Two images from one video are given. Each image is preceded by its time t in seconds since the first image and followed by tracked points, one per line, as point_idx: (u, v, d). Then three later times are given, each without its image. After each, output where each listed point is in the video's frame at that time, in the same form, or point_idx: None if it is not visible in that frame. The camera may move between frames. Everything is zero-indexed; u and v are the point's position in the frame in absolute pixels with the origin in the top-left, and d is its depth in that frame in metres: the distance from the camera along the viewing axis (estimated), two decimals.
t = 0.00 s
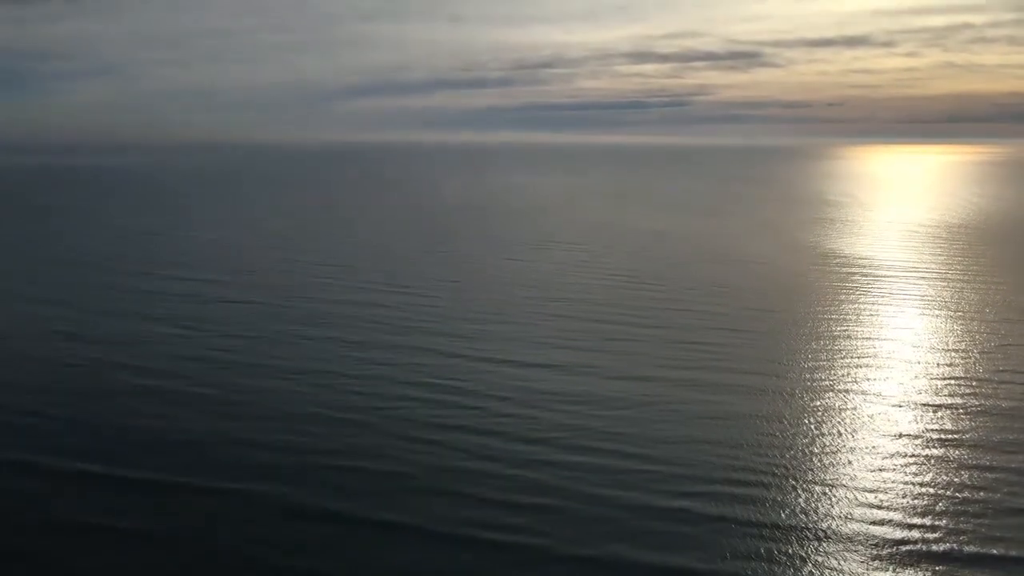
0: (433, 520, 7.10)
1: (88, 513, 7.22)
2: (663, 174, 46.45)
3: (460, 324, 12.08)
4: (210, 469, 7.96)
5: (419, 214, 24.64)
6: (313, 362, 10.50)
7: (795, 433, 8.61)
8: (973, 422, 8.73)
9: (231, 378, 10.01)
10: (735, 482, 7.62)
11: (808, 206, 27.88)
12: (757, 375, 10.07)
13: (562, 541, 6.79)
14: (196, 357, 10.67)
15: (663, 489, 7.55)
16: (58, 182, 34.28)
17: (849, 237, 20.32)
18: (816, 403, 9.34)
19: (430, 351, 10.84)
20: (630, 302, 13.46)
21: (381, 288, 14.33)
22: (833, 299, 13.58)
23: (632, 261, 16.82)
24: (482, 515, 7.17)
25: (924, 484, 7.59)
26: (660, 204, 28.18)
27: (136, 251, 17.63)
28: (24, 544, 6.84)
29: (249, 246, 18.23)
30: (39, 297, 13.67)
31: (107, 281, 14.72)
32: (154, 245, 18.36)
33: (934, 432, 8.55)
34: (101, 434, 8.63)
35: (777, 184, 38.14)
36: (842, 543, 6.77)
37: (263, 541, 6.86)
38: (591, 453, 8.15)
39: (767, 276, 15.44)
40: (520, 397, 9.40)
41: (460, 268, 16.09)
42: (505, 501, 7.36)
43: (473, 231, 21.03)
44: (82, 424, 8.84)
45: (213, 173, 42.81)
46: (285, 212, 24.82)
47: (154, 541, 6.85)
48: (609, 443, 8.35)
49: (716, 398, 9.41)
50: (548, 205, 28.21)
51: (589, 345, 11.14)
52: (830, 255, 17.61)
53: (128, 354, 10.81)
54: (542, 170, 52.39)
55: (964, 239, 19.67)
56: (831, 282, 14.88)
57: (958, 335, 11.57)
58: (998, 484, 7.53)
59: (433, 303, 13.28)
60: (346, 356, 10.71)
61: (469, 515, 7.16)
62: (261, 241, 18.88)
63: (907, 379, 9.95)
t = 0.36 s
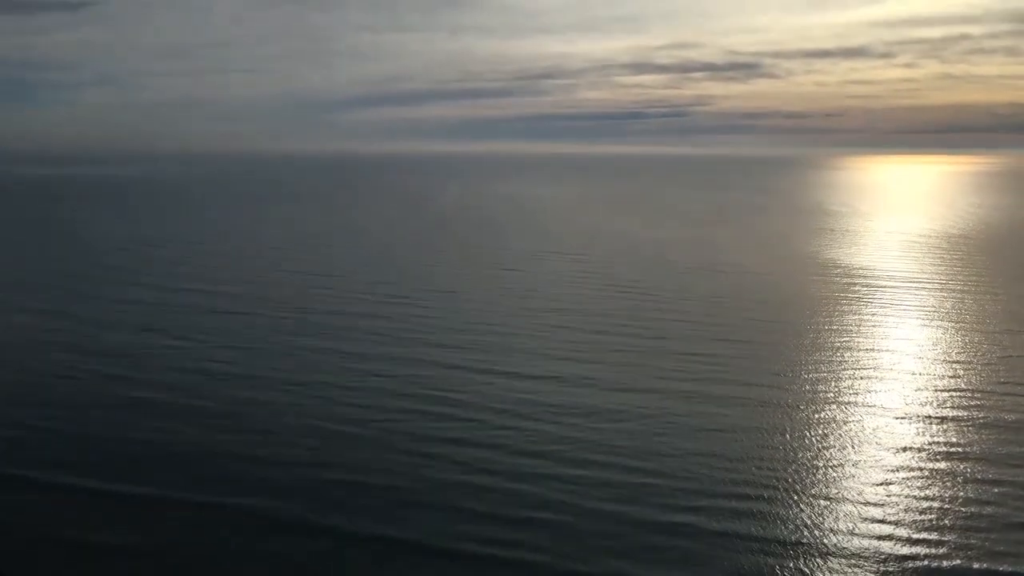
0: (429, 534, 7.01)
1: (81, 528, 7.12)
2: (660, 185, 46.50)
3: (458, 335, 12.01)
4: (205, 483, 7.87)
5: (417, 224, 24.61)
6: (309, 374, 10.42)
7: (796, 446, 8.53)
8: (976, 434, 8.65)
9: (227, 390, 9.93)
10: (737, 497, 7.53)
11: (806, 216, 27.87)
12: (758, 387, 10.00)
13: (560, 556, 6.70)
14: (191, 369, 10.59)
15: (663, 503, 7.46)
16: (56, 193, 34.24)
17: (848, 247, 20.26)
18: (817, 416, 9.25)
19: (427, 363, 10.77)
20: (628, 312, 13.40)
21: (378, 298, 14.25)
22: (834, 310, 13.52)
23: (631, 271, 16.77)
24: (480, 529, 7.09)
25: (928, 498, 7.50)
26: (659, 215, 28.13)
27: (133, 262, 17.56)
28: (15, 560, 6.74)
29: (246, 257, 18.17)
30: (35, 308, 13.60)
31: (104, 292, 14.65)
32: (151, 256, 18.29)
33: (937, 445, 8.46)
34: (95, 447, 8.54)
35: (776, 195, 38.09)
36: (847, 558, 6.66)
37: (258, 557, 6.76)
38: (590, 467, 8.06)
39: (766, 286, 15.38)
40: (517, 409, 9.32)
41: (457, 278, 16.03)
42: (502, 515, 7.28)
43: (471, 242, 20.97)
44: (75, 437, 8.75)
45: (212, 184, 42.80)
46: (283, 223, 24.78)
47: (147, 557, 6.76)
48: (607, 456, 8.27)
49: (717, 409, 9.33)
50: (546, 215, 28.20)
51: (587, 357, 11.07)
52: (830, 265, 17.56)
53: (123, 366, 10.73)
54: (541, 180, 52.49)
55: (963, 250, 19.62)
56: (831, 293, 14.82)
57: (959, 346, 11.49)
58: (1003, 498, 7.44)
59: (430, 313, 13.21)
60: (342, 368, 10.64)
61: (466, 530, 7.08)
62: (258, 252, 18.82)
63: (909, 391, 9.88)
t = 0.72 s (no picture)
0: (438, 544, 7.34)
1: (104, 538, 7.44)
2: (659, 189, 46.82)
3: (461, 343, 12.33)
4: (222, 493, 8.19)
5: (419, 230, 24.93)
6: (318, 384, 10.73)
7: (798, 456, 8.84)
8: (972, 444, 8.95)
9: (237, 401, 10.26)
10: (738, 507, 7.85)
11: (803, 222, 28.23)
12: (758, 396, 10.30)
13: (564, 565, 7.02)
14: (203, 380, 10.91)
15: (665, 514, 7.77)
16: (59, 198, 34.48)
17: (846, 254, 20.57)
18: (817, 426, 9.56)
19: (431, 371, 11.10)
20: (628, 320, 13.72)
21: (383, 306, 14.57)
22: (834, 317, 13.84)
23: (632, 279, 17.08)
24: (486, 538, 7.42)
25: (930, 508, 7.79)
26: (659, 221, 28.43)
27: (141, 269, 17.87)
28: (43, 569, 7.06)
29: (251, 264, 18.49)
30: (46, 316, 13.90)
31: (114, 300, 14.97)
32: (158, 263, 18.60)
33: (935, 456, 8.76)
34: (113, 457, 8.86)
35: (775, 200, 38.40)
36: (847, 568, 6.96)
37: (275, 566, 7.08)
38: (592, 477, 8.38)
39: (765, 294, 15.69)
40: (520, 418, 9.64)
41: (460, 285, 16.35)
42: (507, 524, 7.60)
43: (473, 248, 21.28)
44: (93, 447, 9.07)
45: (213, 189, 43.08)
46: (286, 229, 25.09)
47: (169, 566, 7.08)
48: (609, 466, 8.59)
49: (717, 418, 9.64)
50: (545, 220, 28.54)
51: (587, 365, 11.41)
52: (829, 272, 17.91)
53: (136, 376, 11.05)
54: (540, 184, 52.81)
55: (959, 256, 19.93)
56: (831, 300, 15.15)
57: (955, 355, 11.80)
58: (997, 508, 7.74)
59: (434, 321, 13.53)
60: (349, 378, 10.97)
61: (473, 539, 7.41)
62: (263, 259, 19.14)
63: (906, 401, 10.18)
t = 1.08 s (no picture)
0: (433, 550, 7.24)
1: (94, 545, 7.32)
2: (659, 194, 46.85)
3: (459, 347, 12.26)
4: (215, 499, 8.09)
5: (419, 235, 24.88)
6: (314, 390, 10.65)
7: (801, 463, 8.74)
8: (977, 451, 8.84)
9: (232, 406, 10.18)
10: (739, 514, 7.75)
11: (803, 226, 28.16)
12: (759, 401, 10.20)
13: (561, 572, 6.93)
14: (198, 384, 10.83)
15: (664, 521, 7.67)
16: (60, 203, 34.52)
17: (848, 258, 20.49)
18: (819, 431, 9.46)
19: (428, 375, 11.02)
20: (627, 324, 13.63)
21: (381, 310, 14.50)
22: (836, 322, 13.75)
23: (632, 283, 17.01)
24: (483, 544, 7.32)
25: (937, 515, 7.68)
26: (659, 226, 28.37)
27: (138, 273, 17.80)
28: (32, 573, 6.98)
29: (250, 268, 18.44)
30: (43, 320, 13.84)
31: (111, 304, 14.90)
32: (155, 267, 18.54)
33: (939, 463, 8.65)
34: (105, 462, 8.77)
35: (775, 205, 38.36)
36: None
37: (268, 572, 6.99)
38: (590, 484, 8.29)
39: (767, 297, 15.60)
40: (518, 424, 9.55)
41: (459, 289, 16.28)
42: (504, 531, 7.50)
43: (473, 252, 21.23)
44: (86, 452, 8.98)
45: (214, 193, 43.09)
46: (285, 233, 25.04)
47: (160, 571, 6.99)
48: (607, 473, 8.49)
49: (718, 423, 9.55)
50: (544, 225, 28.49)
51: (586, 369, 11.32)
52: (830, 276, 17.83)
53: (131, 380, 10.98)
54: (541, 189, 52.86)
55: (961, 261, 19.85)
56: (832, 304, 15.06)
57: (958, 359, 11.71)
58: (1004, 516, 7.62)
59: (433, 325, 13.45)
60: (346, 382, 10.88)
61: (469, 545, 7.31)
62: (262, 263, 19.08)
63: (908, 406, 10.09)
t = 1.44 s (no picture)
0: (431, 555, 7.17)
1: (89, 551, 7.23)
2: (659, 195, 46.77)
3: (458, 348, 12.19)
4: (212, 502, 8.03)
5: (419, 236, 24.81)
6: (312, 392, 10.58)
7: (803, 467, 8.66)
8: (980, 454, 8.77)
9: (229, 409, 10.11)
10: (740, 519, 7.68)
11: (803, 228, 28.08)
12: (760, 404, 10.13)
13: None
14: (196, 387, 10.77)
15: (665, 526, 7.60)
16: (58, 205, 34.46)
17: (848, 259, 20.43)
18: (820, 435, 9.39)
19: (426, 378, 10.95)
20: (627, 326, 13.56)
21: (379, 312, 14.43)
22: (837, 323, 13.69)
23: (633, 284, 16.94)
24: (481, 549, 7.25)
25: (940, 520, 7.60)
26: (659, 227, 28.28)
27: (136, 275, 17.73)
28: None
29: (249, 269, 18.38)
30: (39, 322, 13.77)
31: (109, 305, 14.83)
32: (154, 269, 18.47)
33: (942, 467, 8.58)
34: (101, 465, 8.71)
35: (776, 206, 38.28)
36: None
37: None
38: (590, 488, 8.23)
39: (767, 299, 15.53)
40: (517, 427, 9.48)
41: (458, 291, 16.20)
42: (503, 536, 7.44)
43: (472, 253, 21.15)
44: (82, 455, 8.92)
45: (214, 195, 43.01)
46: (284, 234, 24.97)
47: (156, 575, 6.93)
48: (607, 477, 8.42)
49: (719, 427, 9.48)
50: (543, 226, 28.44)
51: (585, 371, 11.25)
52: (831, 277, 17.77)
53: (128, 383, 10.91)
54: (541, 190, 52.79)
55: (962, 262, 19.78)
56: (833, 306, 14.99)
57: (960, 361, 11.64)
58: (1008, 521, 7.54)
59: (432, 327, 13.38)
60: (344, 385, 10.81)
61: (468, 550, 7.24)
62: (261, 265, 19.01)
63: (911, 409, 10.01)
